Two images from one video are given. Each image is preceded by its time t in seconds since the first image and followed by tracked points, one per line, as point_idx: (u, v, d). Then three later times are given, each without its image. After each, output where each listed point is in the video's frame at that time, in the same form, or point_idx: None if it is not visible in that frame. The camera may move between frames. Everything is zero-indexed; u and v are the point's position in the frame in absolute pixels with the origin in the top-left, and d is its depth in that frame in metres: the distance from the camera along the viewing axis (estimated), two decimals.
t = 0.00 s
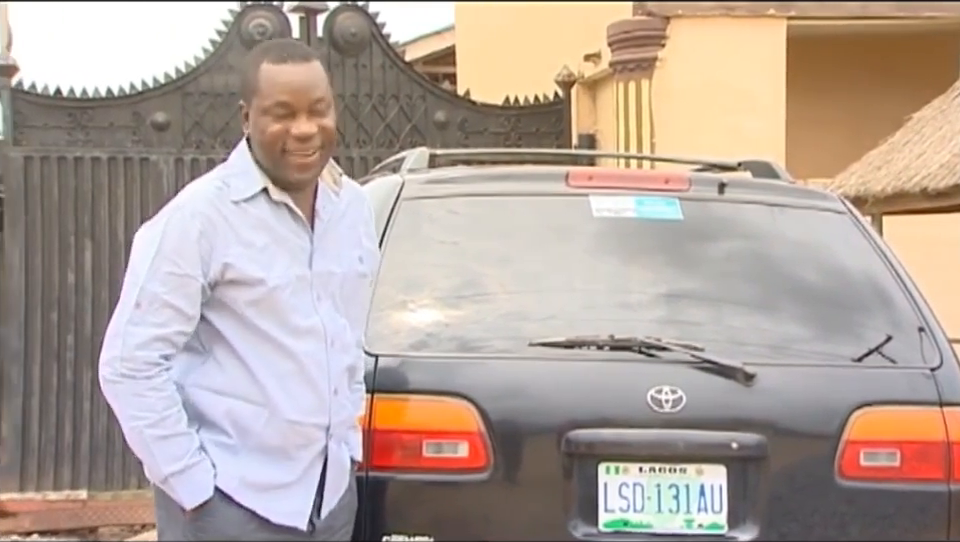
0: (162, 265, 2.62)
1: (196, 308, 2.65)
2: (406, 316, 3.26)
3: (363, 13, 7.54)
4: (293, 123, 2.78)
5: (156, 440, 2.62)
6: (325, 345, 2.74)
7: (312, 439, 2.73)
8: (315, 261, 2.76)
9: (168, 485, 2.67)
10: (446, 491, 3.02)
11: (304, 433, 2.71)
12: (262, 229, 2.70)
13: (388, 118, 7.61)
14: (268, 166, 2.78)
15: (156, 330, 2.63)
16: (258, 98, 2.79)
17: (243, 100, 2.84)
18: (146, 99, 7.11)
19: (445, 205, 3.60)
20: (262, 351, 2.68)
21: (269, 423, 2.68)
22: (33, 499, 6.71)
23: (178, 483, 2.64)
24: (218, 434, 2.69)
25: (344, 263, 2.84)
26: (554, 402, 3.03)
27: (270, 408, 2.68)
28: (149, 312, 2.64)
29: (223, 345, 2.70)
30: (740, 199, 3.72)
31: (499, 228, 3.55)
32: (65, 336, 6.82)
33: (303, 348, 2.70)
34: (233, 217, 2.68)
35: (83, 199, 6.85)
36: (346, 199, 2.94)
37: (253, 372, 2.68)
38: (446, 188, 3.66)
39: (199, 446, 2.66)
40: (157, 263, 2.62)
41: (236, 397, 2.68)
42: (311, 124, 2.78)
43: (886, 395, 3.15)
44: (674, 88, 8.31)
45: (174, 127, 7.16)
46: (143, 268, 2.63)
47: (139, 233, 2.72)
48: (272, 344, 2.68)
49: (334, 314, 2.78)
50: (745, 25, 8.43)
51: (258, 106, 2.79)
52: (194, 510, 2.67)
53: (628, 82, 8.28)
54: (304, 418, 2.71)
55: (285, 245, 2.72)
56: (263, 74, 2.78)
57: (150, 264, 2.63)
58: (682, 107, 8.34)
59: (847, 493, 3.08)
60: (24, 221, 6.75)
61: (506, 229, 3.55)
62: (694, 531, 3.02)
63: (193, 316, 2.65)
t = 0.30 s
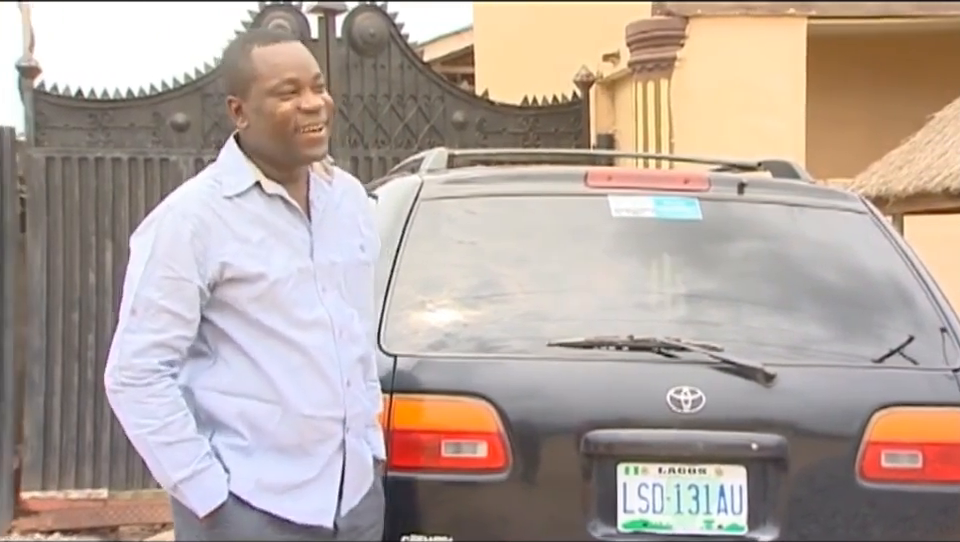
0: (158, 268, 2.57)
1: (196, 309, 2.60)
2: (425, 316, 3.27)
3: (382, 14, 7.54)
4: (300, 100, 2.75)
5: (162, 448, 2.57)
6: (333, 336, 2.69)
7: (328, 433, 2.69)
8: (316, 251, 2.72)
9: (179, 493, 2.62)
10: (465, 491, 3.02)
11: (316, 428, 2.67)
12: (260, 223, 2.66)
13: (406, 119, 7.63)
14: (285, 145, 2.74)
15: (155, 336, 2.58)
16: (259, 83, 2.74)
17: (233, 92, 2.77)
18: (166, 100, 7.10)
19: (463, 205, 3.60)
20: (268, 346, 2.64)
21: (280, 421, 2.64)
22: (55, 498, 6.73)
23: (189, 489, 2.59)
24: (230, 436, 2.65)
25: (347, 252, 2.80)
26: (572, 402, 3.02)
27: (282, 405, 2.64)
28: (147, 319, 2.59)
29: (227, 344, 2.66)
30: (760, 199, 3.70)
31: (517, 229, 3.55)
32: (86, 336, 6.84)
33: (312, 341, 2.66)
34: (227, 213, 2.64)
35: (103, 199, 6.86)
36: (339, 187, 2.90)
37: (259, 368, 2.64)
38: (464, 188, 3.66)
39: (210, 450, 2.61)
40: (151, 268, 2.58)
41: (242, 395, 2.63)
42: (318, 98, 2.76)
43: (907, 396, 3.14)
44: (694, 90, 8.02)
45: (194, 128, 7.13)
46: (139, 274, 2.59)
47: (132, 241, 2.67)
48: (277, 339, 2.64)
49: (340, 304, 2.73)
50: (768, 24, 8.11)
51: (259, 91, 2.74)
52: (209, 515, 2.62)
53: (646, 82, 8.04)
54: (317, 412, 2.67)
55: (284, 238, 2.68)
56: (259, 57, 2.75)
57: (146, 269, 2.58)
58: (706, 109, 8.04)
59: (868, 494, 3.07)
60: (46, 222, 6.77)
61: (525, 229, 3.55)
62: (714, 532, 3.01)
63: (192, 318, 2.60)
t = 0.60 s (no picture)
0: (164, 272, 2.51)
1: (205, 309, 2.53)
2: (444, 317, 3.28)
3: (399, 14, 7.56)
4: (297, 99, 2.68)
5: (180, 453, 2.49)
6: (344, 326, 2.62)
7: (347, 425, 2.61)
8: (322, 243, 2.66)
9: (201, 498, 2.54)
10: (485, 492, 3.02)
11: (333, 420, 2.59)
12: (264, 218, 2.60)
13: (423, 120, 7.62)
14: (278, 143, 2.66)
15: (168, 338, 2.51)
16: (255, 80, 2.66)
17: (229, 88, 2.69)
18: (183, 102, 7.00)
19: (482, 206, 3.61)
20: (279, 340, 2.57)
21: (296, 417, 2.56)
22: (76, 497, 6.76)
23: (210, 493, 2.51)
24: (249, 437, 2.57)
25: (352, 243, 2.74)
26: (591, 404, 3.01)
27: (298, 399, 2.56)
28: (157, 322, 2.52)
29: (239, 342, 2.59)
30: (781, 200, 3.70)
31: (535, 230, 3.55)
32: (106, 337, 6.85)
33: (323, 332, 2.59)
34: (230, 210, 2.58)
35: (122, 201, 6.88)
36: (338, 180, 2.84)
37: (271, 363, 2.56)
38: (483, 189, 3.66)
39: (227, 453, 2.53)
40: (158, 271, 2.52)
41: (255, 392, 2.56)
42: (314, 97, 2.69)
43: (928, 398, 3.12)
44: (711, 89, 7.79)
45: (214, 130, 7.03)
46: (147, 280, 2.53)
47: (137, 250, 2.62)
48: (289, 332, 2.57)
49: (350, 293, 2.67)
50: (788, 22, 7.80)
51: (256, 88, 2.66)
52: (232, 518, 2.54)
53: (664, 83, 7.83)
54: (335, 404, 2.59)
55: (291, 229, 2.63)
56: (259, 55, 2.67)
57: (152, 275, 2.52)
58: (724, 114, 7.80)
59: (889, 497, 3.05)
60: (67, 222, 6.79)
61: (543, 229, 3.55)
62: (733, 535, 3.00)
63: (202, 318, 2.53)
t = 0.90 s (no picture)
0: (179, 270, 2.51)
1: (224, 303, 2.52)
2: (465, 318, 3.30)
3: (420, 15, 7.54)
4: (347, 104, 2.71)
5: (196, 448, 2.48)
6: (365, 315, 2.60)
7: (372, 412, 2.59)
8: (343, 233, 2.63)
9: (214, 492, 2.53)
10: (505, 492, 3.01)
11: (355, 407, 2.56)
12: (285, 210, 2.58)
13: (444, 121, 7.62)
14: (327, 143, 2.68)
15: (184, 335, 2.51)
16: (315, 77, 2.68)
17: (282, 79, 2.68)
18: (206, 103, 7.01)
19: (503, 206, 3.61)
20: (300, 329, 2.55)
21: (319, 406, 2.54)
22: (99, 496, 6.78)
23: (222, 487, 2.49)
24: (270, 431, 2.55)
25: (376, 235, 2.71)
26: (613, 404, 3.00)
27: (320, 388, 2.54)
28: (176, 318, 2.52)
29: (259, 334, 2.56)
30: (804, 200, 3.68)
31: (556, 230, 3.55)
32: (129, 337, 6.87)
33: (344, 320, 2.56)
34: (250, 203, 2.56)
35: (143, 201, 6.89)
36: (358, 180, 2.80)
37: (292, 353, 2.54)
38: (503, 189, 3.66)
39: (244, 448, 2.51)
40: (176, 268, 2.51)
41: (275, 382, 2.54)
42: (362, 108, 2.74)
43: (953, 399, 3.10)
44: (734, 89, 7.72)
45: (236, 131, 7.03)
46: (168, 278, 2.53)
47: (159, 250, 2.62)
48: (310, 322, 2.54)
49: (374, 284, 2.64)
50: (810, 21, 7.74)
51: (314, 85, 2.67)
52: (245, 511, 2.52)
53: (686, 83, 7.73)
54: (357, 391, 2.57)
55: (310, 220, 2.60)
56: (320, 56, 2.70)
57: (171, 271, 2.53)
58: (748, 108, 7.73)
59: (913, 499, 3.03)
60: (90, 223, 6.81)
61: (564, 230, 3.55)
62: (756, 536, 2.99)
63: (221, 312, 2.52)
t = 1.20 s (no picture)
0: (241, 241, 2.60)
1: (280, 278, 2.61)
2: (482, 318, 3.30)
3: (435, 15, 7.55)
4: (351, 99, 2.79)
5: (249, 421, 2.55)
6: (401, 309, 2.72)
7: (400, 404, 2.69)
8: (381, 233, 2.78)
9: (258, 473, 2.58)
10: (522, 491, 3.00)
11: (391, 397, 2.67)
12: (330, 203, 2.72)
13: (460, 121, 7.61)
14: (328, 134, 2.77)
15: (246, 304, 2.58)
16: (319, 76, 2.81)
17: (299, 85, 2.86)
18: (222, 103, 7.06)
19: (519, 206, 3.60)
20: (342, 318, 2.64)
21: (354, 395, 2.63)
22: (116, 495, 6.76)
23: (269, 467, 2.55)
24: (307, 418, 2.62)
25: (403, 241, 2.85)
26: (629, 404, 3.00)
27: (353, 376, 2.63)
28: (236, 289, 2.59)
29: (304, 317, 2.64)
30: (821, 200, 3.67)
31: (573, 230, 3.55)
32: (146, 337, 6.83)
33: (383, 311, 2.67)
34: (303, 190, 2.69)
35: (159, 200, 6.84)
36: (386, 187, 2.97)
37: (332, 340, 2.63)
38: (519, 188, 3.65)
39: (290, 433, 2.59)
40: (236, 241, 2.60)
41: (317, 367, 2.63)
42: (369, 101, 2.80)
43: None
44: (750, 89, 7.58)
45: (251, 130, 7.07)
46: (227, 248, 2.61)
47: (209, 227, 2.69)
48: (352, 311, 2.65)
49: (406, 283, 2.78)
50: (827, 20, 7.57)
51: (318, 83, 2.80)
52: (284, 496, 2.58)
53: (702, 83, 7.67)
54: (390, 383, 2.67)
55: (352, 216, 2.74)
56: (328, 56, 2.82)
57: (228, 245, 2.61)
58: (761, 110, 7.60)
59: (932, 500, 3.02)
60: (107, 223, 6.78)
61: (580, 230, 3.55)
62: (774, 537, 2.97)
63: (277, 287, 2.61)
